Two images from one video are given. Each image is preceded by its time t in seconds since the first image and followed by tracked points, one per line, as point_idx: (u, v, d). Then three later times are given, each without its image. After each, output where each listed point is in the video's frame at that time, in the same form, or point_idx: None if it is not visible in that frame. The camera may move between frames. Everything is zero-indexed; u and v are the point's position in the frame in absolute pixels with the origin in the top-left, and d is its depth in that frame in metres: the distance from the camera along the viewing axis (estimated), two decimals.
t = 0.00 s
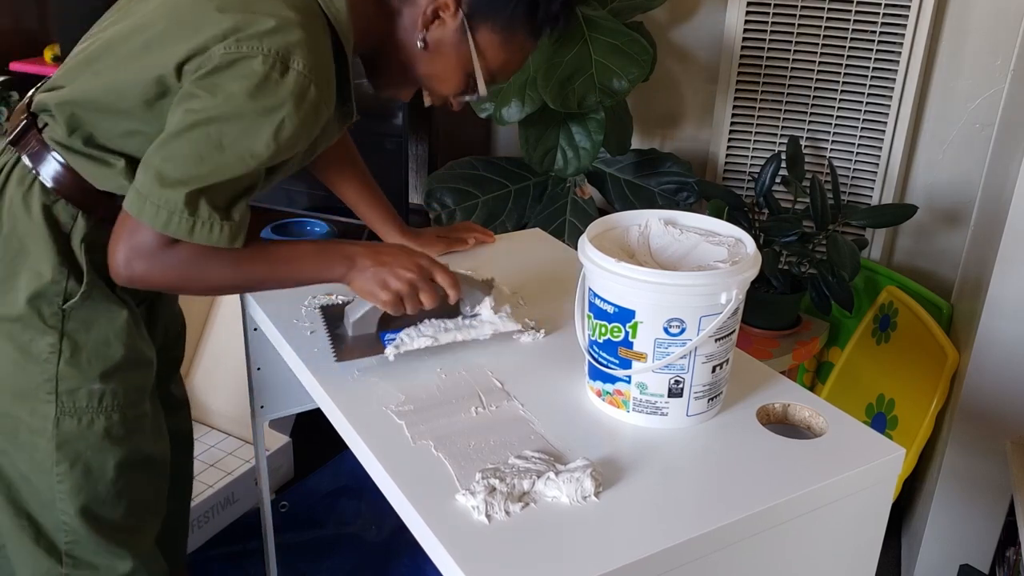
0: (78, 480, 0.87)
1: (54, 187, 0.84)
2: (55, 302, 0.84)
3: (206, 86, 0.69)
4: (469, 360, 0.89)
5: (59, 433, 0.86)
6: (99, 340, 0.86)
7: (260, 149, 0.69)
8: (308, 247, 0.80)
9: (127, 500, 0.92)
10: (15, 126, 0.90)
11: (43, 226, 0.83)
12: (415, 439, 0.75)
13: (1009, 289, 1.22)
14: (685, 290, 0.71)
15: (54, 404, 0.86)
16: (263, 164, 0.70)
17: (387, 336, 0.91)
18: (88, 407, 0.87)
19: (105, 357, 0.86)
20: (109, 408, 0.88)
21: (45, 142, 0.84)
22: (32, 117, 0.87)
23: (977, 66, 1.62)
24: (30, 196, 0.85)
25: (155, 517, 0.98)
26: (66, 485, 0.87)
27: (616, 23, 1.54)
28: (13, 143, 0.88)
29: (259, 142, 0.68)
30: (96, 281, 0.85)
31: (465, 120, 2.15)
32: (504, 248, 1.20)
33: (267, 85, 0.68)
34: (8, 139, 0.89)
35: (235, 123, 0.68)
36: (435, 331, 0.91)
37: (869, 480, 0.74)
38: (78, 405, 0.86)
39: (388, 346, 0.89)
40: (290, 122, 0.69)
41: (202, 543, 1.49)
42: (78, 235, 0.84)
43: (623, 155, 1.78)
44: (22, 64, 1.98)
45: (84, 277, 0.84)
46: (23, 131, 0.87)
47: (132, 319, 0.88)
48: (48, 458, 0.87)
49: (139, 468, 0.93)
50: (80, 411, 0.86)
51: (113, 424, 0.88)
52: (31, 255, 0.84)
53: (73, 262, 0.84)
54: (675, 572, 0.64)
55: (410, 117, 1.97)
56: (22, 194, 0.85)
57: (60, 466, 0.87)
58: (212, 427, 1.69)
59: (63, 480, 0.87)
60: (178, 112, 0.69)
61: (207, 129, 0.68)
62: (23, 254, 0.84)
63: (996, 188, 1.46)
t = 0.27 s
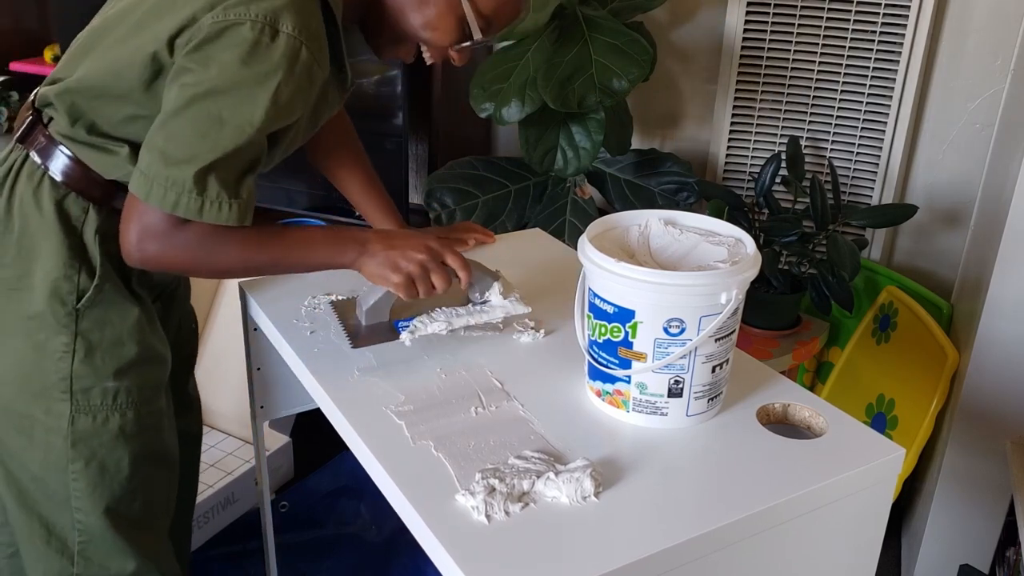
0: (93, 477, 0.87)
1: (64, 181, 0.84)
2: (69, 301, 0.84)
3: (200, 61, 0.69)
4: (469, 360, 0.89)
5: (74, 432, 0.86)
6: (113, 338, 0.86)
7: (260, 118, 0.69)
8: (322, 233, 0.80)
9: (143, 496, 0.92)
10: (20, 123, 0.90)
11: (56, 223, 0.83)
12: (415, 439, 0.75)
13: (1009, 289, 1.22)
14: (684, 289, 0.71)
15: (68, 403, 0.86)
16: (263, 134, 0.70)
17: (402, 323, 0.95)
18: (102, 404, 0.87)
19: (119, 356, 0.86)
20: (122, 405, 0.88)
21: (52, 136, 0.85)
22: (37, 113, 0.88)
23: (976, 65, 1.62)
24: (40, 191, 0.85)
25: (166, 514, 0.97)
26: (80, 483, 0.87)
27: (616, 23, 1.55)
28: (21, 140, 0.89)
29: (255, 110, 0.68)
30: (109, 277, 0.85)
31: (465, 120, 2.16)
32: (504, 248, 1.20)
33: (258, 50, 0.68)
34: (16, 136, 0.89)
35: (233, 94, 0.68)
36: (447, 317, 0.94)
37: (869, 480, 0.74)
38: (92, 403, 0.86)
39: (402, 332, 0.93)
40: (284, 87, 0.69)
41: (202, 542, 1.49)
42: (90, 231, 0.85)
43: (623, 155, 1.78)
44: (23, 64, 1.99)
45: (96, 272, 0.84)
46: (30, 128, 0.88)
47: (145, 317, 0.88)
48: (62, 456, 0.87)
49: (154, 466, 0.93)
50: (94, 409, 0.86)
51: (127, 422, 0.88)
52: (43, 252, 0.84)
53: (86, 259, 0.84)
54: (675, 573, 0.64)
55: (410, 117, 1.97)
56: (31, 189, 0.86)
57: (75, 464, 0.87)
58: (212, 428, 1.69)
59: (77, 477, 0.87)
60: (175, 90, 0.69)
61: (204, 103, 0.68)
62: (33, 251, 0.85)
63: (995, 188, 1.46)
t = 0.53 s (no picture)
0: (84, 479, 0.88)
1: (59, 187, 0.84)
2: (62, 302, 0.84)
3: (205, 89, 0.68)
4: (469, 360, 0.89)
5: (67, 433, 0.86)
6: (106, 340, 0.86)
7: (260, 150, 0.69)
8: (307, 266, 0.78)
9: (136, 496, 0.92)
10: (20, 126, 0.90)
11: (50, 227, 0.83)
12: (415, 439, 0.75)
13: (1009, 289, 1.22)
14: (684, 290, 0.71)
15: (61, 404, 0.86)
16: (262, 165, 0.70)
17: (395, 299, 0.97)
18: (94, 406, 0.87)
19: (112, 356, 0.86)
20: (114, 408, 0.88)
21: (50, 142, 0.84)
22: (37, 115, 0.87)
23: (977, 65, 1.62)
24: (35, 196, 0.85)
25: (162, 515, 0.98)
26: (73, 484, 0.87)
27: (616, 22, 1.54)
28: (19, 142, 0.88)
29: (257, 145, 0.68)
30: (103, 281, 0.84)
31: (465, 120, 2.15)
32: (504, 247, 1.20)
33: (266, 86, 0.68)
34: (14, 137, 0.89)
35: (236, 127, 0.68)
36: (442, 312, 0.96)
37: (869, 480, 0.74)
38: (84, 404, 0.86)
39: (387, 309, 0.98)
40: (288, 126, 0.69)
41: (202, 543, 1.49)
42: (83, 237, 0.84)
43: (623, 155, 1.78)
44: (23, 64, 1.99)
45: (89, 277, 0.84)
46: (29, 130, 0.87)
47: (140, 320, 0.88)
48: (55, 458, 0.87)
49: (146, 468, 0.93)
50: (87, 411, 0.86)
51: (119, 424, 0.88)
52: (37, 256, 0.83)
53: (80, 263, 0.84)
54: (675, 573, 0.64)
55: (410, 117, 1.97)
56: (26, 193, 0.85)
57: (67, 466, 0.87)
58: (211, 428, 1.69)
59: (69, 479, 0.87)
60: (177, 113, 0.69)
61: (207, 132, 0.68)
62: (27, 253, 0.84)
63: (995, 188, 1.46)
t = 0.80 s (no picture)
0: (82, 481, 0.87)
1: (59, 188, 0.83)
2: (60, 304, 0.84)
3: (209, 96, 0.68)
4: (469, 360, 0.89)
5: (64, 435, 0.86)
6: (105, 341, 0.86)
7: (265, 158, 0.69)
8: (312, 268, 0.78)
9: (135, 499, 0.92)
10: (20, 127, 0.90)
11: (48, 228, 0.83)
12: (415, 439, 0.75)
13: (1009, 290, 1.22)
14: (684, 289, 0.71)
15: (59, 406, 0.86)
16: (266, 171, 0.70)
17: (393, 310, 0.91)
18: (92, 408, 0.87)
19: (111, 358, 0.86)
20: (112, 410, 0.88)
21: (50, 143, 0.84)
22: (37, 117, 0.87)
23: (977, 65, 1.62)
24: (35, 198, 0.85)
25: (160, 516, 0.97)
26: (70, 487, 0.87)
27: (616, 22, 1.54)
28: (19, 144, 0.88)
29: (262, 155, 0.68)
30: (101, 282, 0.85)
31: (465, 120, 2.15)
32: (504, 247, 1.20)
33: (272, 95, 0.68)
34: (14, 139, 0.89)
35: (240, 134, 0.68)
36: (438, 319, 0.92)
37: (869, 480, 0.74)
38: (82, 407, 0.86)
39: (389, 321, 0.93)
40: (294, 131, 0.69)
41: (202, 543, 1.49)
42: (83, 238, 0.84)
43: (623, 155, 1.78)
44: (23, 64, 1.99)
45: (88, 278, 0.84)
46: (29, 132, 0.87)
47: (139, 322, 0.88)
48: (53, 458, 0.86)
49: (144, 470, 0.93)
50: (84, 413, 0.86)
51: (118, 426, 0.88)
52: (37, 257, 0.83)
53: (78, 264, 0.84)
54: (675, 572, 0.64)
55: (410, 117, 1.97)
56: (26, 194, 0.85)
57: (65, 468, 0.87)
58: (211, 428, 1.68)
59: (66, 482, 0.87)
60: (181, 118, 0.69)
61: (212, 140, 0.67)
62: (27, 254, 0.84)
63: (995, 188, 1.46)
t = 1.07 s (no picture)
0: (91, 480, 0.87)
1: (62, 180, 0.85)
2: (68, 303, 0.84)
3: (214, 70, 0.69)
4: (469, 360, 0.89)
5: (74, 432, 0.86)
6: (111, 339, 0.86)
7: (282, 120, 0.69)
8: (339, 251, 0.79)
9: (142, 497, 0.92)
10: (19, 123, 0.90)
11: (55, 223, 0.83)
12: (415, 439, 0.75)
13: (1009, 290, 1.22)
14: (684, 289, 0.71)
15: (67, 404, 0.86)
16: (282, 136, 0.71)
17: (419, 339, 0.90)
18: (100, 405, 0.87)
19: (118, 356, 0.86)
20: (121, 407, 0.88)
21: (53, 137, 0.85)
22: (38, 113, 0.88)
23: (977, 65, 1.62)
24: (39, 193, 0.85)
25: (166, 517, 0.97)
26: (80, 486, 0.87)
27: (615, 23, 1.56)
28: (20, 141, 0.89)
29: (278, 119, 0.69)
30: (107, 278, 0.85)
31: (465, 120, 2.15)
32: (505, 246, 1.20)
33: (274, 56, 0.69)
34: (15, 136, 0.90)
35: (254, 102, 0.68)
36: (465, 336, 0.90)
37: (869, 480, 0.74)
38: (91, 405, 0.86)
39: (420, 350, 0.89)
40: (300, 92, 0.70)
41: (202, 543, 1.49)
42: (88, 232, 0.85)
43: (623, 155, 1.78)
44: (23, 64, 1.99)
45: (94, 273, 0.84)
46: (29, 128, 0.88)
47: (143, 318, 0.88)
48: (61, 458, 0.86)
49: (151, 469, 0.93)
50: (93, 411, 0.86)
51: (127, 423, 0.88)
52: (41, 254, 0.84)
53: (84, 259, 0.84)
54: (675, 572, 0.64)
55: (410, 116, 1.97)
56: (30, 189, 0.86)
57: (74, 466, 0.86)
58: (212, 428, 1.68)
59: (76, 480, 0.87)
60: (190, 97, 0.69)
61: (228, 114, 0.68)
62: (32, 252, 0.85)
63: (995, 188, 1.46)
